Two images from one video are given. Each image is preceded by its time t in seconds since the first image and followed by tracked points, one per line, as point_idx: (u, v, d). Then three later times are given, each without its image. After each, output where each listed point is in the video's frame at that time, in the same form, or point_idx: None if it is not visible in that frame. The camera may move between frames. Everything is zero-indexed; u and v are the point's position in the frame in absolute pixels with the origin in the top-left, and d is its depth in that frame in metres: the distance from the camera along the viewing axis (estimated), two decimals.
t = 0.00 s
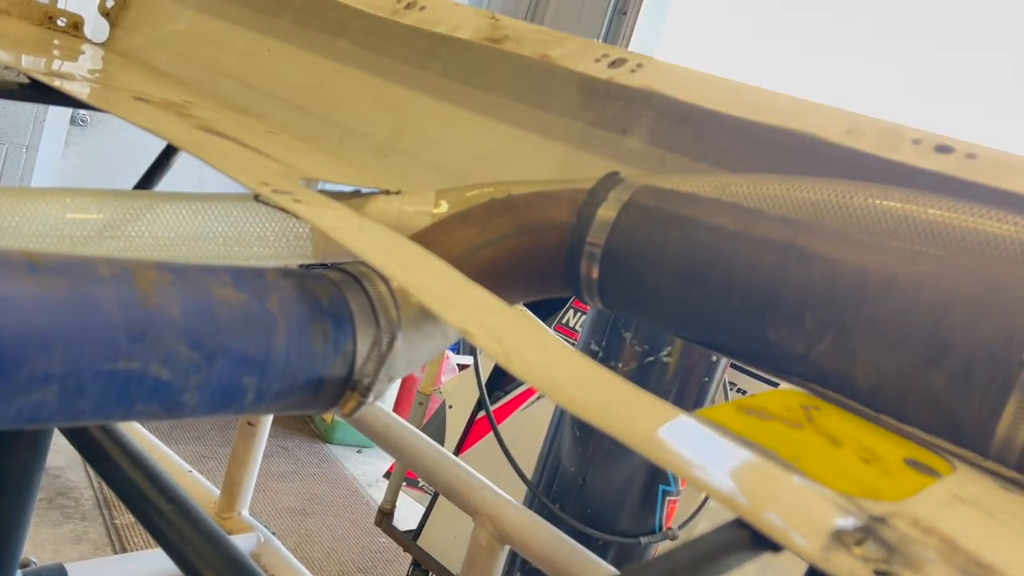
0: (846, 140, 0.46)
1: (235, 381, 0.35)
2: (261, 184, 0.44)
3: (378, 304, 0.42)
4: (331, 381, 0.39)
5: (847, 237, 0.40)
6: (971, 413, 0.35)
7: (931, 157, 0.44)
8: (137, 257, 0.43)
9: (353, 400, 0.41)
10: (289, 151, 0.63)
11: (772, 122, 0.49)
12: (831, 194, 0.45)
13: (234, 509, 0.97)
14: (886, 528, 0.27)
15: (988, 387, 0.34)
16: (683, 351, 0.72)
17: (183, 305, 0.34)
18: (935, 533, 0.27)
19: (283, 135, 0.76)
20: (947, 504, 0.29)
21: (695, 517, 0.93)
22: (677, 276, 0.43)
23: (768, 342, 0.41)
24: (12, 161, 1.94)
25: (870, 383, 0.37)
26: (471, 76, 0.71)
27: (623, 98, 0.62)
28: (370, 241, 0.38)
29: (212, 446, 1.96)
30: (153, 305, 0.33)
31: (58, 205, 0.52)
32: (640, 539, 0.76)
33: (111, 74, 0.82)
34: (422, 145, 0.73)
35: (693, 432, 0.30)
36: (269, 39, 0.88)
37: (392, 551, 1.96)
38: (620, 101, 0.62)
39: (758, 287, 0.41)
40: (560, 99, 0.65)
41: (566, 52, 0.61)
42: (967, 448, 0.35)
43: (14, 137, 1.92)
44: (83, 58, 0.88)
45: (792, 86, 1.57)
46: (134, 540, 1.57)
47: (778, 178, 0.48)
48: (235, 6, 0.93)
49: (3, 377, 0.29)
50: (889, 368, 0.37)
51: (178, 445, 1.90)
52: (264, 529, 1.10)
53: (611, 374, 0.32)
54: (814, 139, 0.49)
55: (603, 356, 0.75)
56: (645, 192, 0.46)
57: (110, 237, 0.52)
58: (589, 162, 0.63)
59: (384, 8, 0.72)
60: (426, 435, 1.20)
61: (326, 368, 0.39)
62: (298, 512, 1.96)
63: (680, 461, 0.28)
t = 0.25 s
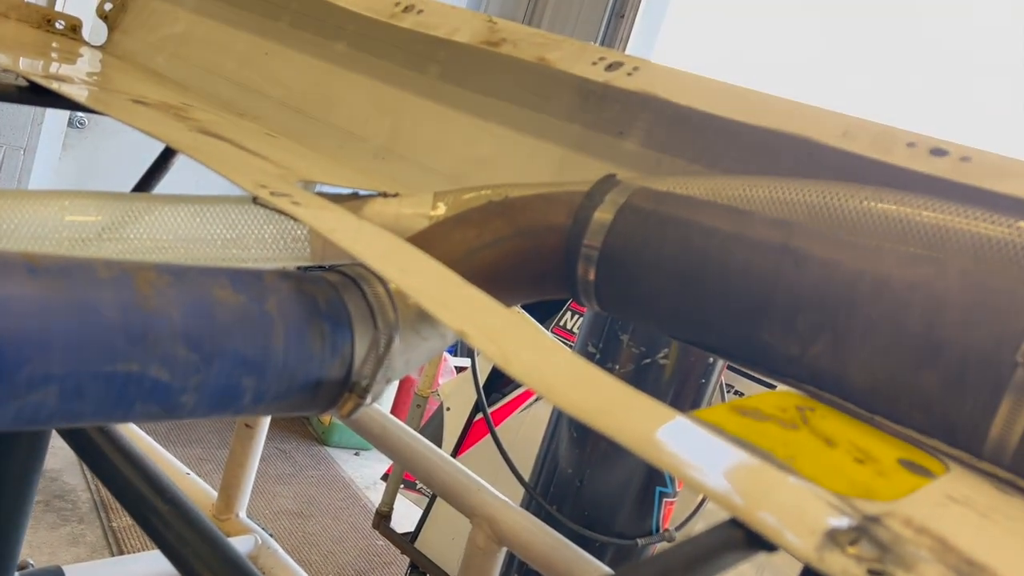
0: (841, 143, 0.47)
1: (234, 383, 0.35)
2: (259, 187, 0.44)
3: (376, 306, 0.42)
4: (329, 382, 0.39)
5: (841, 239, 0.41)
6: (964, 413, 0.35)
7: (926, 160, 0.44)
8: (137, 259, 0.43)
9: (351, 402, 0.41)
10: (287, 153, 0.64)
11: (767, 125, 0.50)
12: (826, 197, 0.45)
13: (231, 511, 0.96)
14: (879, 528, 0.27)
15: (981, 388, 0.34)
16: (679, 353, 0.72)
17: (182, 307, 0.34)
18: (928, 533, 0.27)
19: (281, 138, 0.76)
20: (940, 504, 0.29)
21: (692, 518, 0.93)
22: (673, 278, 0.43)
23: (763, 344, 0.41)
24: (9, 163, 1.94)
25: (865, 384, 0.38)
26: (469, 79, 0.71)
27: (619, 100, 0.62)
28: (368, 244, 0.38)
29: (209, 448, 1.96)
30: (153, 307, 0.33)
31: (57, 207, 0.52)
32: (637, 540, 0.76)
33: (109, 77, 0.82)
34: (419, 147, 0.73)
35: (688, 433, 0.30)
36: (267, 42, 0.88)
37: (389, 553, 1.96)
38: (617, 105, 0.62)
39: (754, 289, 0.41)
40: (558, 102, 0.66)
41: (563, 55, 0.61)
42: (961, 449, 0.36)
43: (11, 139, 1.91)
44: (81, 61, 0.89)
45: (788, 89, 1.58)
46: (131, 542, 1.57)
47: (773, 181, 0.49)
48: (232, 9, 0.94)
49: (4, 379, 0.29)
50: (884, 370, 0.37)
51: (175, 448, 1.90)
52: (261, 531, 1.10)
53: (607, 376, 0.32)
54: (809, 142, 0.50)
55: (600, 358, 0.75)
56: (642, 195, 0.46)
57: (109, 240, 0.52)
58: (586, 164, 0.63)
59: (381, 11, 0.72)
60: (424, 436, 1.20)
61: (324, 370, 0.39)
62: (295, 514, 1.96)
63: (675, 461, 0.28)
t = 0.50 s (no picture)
0: (837, 146, 0.47)
1: (232, 385, 0.36)
2: (258, 190, 0.44)
3: (374, 308, 0.42)
4: (327, 384, 0.40)
5: (836, 242, 0.41)
6: (958, 415, 0.35)
7: (921, 163, 0.45)
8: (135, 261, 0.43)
9: (348, 404, 0.41)
10: (285, 156, 0.64)
11: (764, 128, 0.50)
12: (822, 199, 0.46)
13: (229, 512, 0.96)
14: (873, 528, 0.27)
15: (975, 390, 0.35)
16: (676, 355, 0.72)
17: (180, 309, 0.34)
18: (921, 533, 0.28)
19: (280, 140, 0.77)
20: (934, 504, 0.30)
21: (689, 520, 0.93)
22: (669, 279, 0.43)
23: (759, 345, 0.41)
24: (8, 164, 1.93)
25: (860, 386, 0.38)
26: (467, 82, 0.71)
27: (618, 103, 0.63)
28: (366, 246, 0.38)
29: (207, 450, 1.96)
30: (151, 310, 0.33)
31: (56, 208, 0.53)
32: (634, 541, 0.76)
33: (108, 79, 0.82)
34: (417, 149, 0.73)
35: (685, 434, 0.30)
36: (265, 45, 0.88)
37: (387, 555, 1.96)
38: (615, 107, 0.62)
39: (750, 291, 0.41)
40: (555, 104, 0.66)
41: (560, 58, 0.61)
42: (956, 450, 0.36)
43: (9, 142, 1.91)
44: (80, 64, 0.89)
45: (786, 91, 1.58)
46: (129, 544, 1.57)
47: (769, 183, 0.49)
48: (231, 12, 0.94)
49: (4, 381, 0.29)
50: (879, 371, 0.37)
51: (173, 450, 1.90)
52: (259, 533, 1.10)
53: (604, 377, 0.33)
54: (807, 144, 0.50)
55: (597, 360, 0.75)
56: (639, 198, 0.47)
57: (108, 242, 0.53)
58: (584, 166, 0.64)
59: (379, 14, 0.72)
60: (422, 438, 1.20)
61: (321, 372, 0.39)
62: (293, 516, 1.96)
63: (671, 462, 0.28)
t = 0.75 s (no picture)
0: (837, 146, 0.47)
1: (230, 385, 0.35)
2: (255, 190, 0.44)
3: (372, 309, 0.42)
4: (325, 385, 0.40)
5: (836, 241, 0.41)
6: (957, 415, 0.35)
7: (920, 163, 0.45)
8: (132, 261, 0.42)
9: (346, 405, 0.41)
10: (283, 157, 0.64)
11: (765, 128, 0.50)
12: (824, 200, 0.46)
13: (226, 516, 0.96)
14: (872, 528, 0.27)
15: (975, 389, 0.35)
16: (676, 356, 0.72)
17: (178, 310, 0.34)
18: (921, 533, 0.28)
19: (277, 141, 0.77)
20: (934, 504, 0.30)
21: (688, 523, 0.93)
22: (668, 278, 0.43)
23: (759, 345, 0.41)
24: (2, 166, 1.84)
25: (859, 386, 0.38)
26: (465, 82, 0.71)
27: (617, 103, 0.62)
28: (365, 247, 0.38)
29: (204, 454, 1.95)
30: (149, 310, 0.33)
31: (54, 208, 0.53)
32: (634, 545, 0.76)
33: (104, 80, 0.82)
34: (416, 150, 0.73)
35: (685, 435, 0.30)
36: (262, 45, 0.88)
37: (385, 559, 1.96)
38: (614, 108, 0.62)
39: (749, 291, 0.41)
40: (554, 105, 0.66)
41: (559, 58, 0.61)
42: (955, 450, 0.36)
43: (4, 143, 1.82)
44: (77, 64, 0.88)
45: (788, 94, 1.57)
46: (126, 548, 1.56)
47: (769, 183, 0.49)
48: (228, 12, 0.94)
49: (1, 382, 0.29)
50: (878, 372, 0.37)
51: (170, 454, 1.89)
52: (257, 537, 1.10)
53: (604, 378, 0.33)
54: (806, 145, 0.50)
55: (596, 361, 0.75)
56: (638, 198, 0.46)
57: (105, 243, 0.53)
58: (583, 167, 0.63)
59: (377, 14, 0.72)
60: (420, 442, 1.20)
61: (319, 373, 0.39)
62: (290, 520, 1.96)
63: (672, 464, 0.28)
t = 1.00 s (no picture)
0: (833, 146, 0.48)
1: (226, 385, 0.35)
2: (252, 190, 0.44)
3: (368, 309, 0.42)
4: (322, 385, 0.40)
5: (833, 242, 0.41)
6: (952, 415, 0.35)
7: (917, 162, 0.45)
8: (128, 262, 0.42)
9: (342, 405, 0.41)
10: (280, 157, 0.64)
11: (762, 128, 0.50)
12: (819, 199, 0.46)
13: (224, 517, 0.95)
14: (867, 526, 0.27)
15: (971, 389, 0.35)
16: (673, 356, 0.72)
17: (175, 310, 0.34)
18: (915, 531, 0.28)
19: (275, 142, 0.77)
20: (929, 504, 0.30)
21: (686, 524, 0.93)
22: (665, 278, 0.43)
23: (755, 345, 0.41)
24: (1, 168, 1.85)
25: (855, 385, 0.38)
26: (462, 82, 0.71)
27: (614, 103, 0.63)
28: (361, 248, 0.38)
29: (202, 455, 1.95)
30: (146, 310, 0.33)
31: (51, 209, 0.53)
32: (632, 545, 0.76)
33: (101, 81, 0.82)
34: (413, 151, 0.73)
35: (681, 435, 0.30)
36: (260, 46, 0.88)
37: (383, 560, 1.96)
38: (611, 108, 0.63)
39: (746, 291, 0.41)
40: (551, 105, 0.66)
41: (557, 58, 0.61)
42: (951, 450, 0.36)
43: (3, 144, 1.82)
44: (74, 65, 0.88)
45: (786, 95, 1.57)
46: (124, 550, 1.56)
47: (766, 183, 0.49)
48: (225, 13, 0.94)
49: None
50: (874, 371, 0.37)
51: (168, 455, 1.89)
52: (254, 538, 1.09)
53: (600, 378, 0.33)
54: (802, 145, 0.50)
55: (594, 362, 0.75)
56: (635, 198, 0.46)
57: (102, 244, 0.53)
58: (580, 168, 0.64)
59: (375, 15, 0.72)
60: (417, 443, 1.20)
61: (316, 373, 0.39)
62: (288, 521, 1.96)
63: (667, 463, 0.28)
